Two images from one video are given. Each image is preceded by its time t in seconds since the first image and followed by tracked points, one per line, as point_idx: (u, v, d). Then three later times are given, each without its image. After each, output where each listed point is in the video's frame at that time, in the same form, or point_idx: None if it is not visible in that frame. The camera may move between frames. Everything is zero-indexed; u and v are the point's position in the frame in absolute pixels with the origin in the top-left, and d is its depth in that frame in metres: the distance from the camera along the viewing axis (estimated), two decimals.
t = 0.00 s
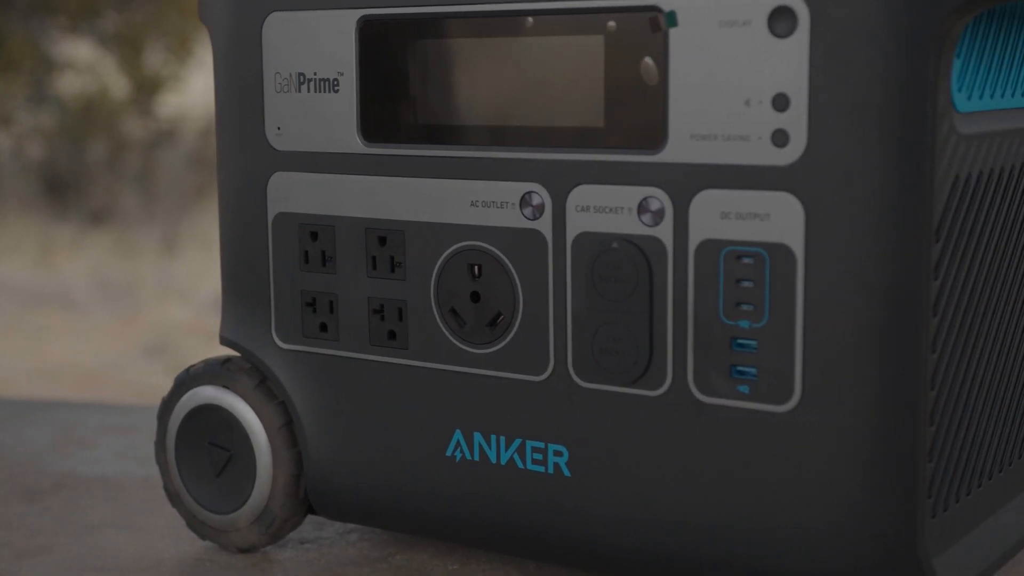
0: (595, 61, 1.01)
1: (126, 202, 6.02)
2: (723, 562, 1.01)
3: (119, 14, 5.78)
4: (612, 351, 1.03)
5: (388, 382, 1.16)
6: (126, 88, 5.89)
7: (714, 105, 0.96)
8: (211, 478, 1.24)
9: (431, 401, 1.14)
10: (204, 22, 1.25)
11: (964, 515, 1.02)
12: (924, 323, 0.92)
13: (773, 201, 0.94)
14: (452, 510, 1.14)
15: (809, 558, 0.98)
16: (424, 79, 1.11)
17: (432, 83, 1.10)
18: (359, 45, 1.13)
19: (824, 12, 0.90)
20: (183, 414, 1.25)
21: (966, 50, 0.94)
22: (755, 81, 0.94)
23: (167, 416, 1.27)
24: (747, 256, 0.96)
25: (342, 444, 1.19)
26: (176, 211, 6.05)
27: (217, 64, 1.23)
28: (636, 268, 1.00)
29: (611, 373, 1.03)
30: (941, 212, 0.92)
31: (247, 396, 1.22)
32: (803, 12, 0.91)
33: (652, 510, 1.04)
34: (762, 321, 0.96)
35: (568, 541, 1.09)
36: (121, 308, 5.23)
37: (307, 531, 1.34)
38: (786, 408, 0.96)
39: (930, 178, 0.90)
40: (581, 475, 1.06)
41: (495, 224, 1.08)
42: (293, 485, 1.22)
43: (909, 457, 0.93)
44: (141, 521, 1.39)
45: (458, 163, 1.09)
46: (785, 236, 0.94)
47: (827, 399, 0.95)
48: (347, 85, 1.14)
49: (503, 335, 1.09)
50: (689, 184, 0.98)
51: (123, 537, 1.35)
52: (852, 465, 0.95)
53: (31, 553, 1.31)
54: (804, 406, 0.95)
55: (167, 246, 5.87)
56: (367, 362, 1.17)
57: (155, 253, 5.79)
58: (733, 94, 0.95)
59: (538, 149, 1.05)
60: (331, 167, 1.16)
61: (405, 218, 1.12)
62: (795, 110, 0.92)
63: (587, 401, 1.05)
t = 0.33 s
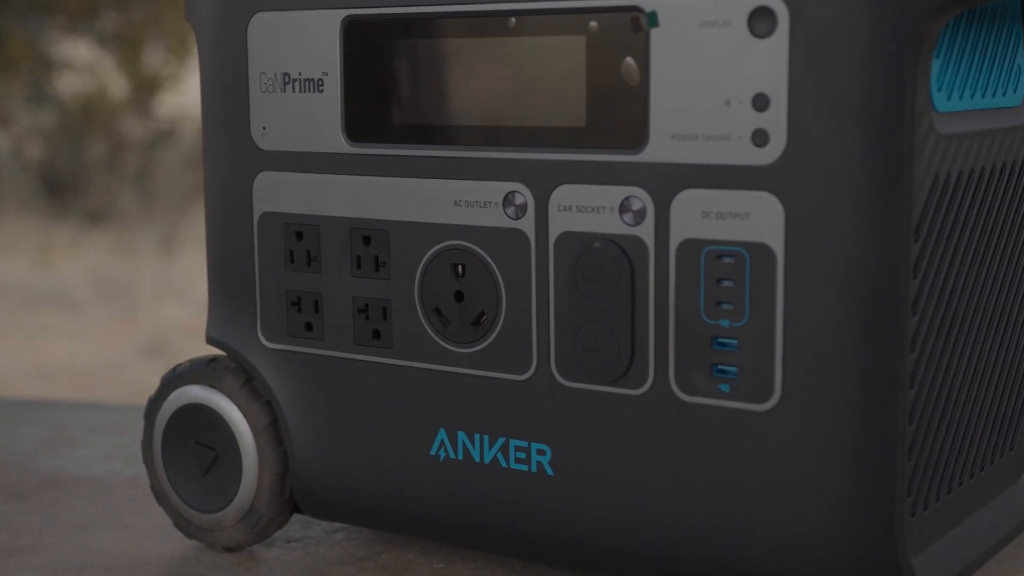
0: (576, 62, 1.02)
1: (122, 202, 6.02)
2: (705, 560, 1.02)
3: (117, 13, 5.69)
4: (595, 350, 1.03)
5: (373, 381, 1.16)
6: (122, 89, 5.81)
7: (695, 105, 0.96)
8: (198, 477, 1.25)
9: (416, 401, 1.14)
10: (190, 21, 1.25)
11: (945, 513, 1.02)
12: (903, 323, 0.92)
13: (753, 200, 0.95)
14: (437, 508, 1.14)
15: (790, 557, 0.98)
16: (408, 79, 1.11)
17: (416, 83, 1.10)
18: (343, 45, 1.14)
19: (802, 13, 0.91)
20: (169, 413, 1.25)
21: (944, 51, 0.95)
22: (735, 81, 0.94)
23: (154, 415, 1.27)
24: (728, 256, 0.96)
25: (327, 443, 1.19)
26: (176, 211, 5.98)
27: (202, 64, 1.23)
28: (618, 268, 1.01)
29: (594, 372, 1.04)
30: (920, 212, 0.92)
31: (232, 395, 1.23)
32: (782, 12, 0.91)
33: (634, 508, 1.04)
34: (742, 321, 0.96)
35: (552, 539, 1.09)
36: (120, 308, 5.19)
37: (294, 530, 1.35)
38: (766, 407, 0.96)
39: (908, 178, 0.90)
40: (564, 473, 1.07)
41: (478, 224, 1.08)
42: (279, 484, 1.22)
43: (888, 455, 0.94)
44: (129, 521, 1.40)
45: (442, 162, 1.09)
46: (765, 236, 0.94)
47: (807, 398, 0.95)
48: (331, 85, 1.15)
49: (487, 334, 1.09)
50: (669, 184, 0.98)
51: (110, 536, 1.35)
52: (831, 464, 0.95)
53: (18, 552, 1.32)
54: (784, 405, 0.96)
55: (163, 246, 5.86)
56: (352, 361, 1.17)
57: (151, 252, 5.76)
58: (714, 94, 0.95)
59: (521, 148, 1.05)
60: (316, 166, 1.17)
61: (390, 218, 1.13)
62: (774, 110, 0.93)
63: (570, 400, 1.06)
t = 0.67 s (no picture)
0: (560, 63, 1.02)
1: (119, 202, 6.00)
2: (688, 558, 1.02)
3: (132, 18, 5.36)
4: (578, 350, 1.03)
5: (358, 381, 1.16)
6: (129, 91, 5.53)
7: (677, 106, 0.96)
8: (185, 476, 1.25)
9: (402, 400, 1.14)
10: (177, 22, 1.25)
11: (927, 512, 1.03)
12: (883, 323, 0.92)
13: (735, 200, 0.95)
14: (423, 508, 1.15)
15: (770, 555, 0.98)
16: (393, 80, 1.11)
17: (402, 83, 1.11)
18: (328, 45, 1.14)
19: (781, 14, 0.91)
20: (157, 413, 1.26)
21: (926, 52, 0.95)
22: (717, 81, 0.94)
23: (141, 415, 1.27)
24: (710, 255, 0.97)
25: (313, 442, 1.20)
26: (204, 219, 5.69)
27: (189, 65, 1.23)
28: (602, 267, 1.01)
29: (577, 372, 1.04)
30: (900, 213, 0.93)
31: (219, 395, 1.23)
32: (762, 13, 0.92)
33: (617, 507, 1.04)
34: (724, 320, 0.97)
35: (537, 538, 1.09)
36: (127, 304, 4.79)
37: (282, 529, 1.35)
38: (748, 406, 0.97)
39: (888, 178, 0.91)
40: (548, 472, 1.07)
41: (463, 224, 1.08)
42: (265, 484, 1.23)
43: (868, 455, 0.94)
44: (117, 520, 1.40)
45: (428, 162, 1.09)
46: (746, 235, 0.95)
47: (787, 398, 0.95)
48: (317, 85, 1.15)
49: (471, 334, 1.09)
50: (652, 184, 0.98)
51: (98, 536, 1.35)
52: (812, 463, 0.95)
53: (5, 551, 1.32)
54: (765, 404, 0.96)
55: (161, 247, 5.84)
56: (338, 361, 1.17)
57: (152, 253, 5.11)
58: (695, 95, 0.95)
59: (506, 148, 1.05)
60: (302, 166, 1.17)
61: (375, 218, 1.13)
62: (755, 111, 0.93)
63: (553, 399, 1.06)
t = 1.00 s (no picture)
0: (540, 64, 1.02)
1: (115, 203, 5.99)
2: (667, 556, 1.02)
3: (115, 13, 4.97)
4: (558, 349, 1.04)
5: (341, 380, 1.17)
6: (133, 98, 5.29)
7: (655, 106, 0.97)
8: (169, 476, 1.25)
9: (384, 400, 1.14)
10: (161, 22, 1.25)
11: (905, 510, 1.03)
12: (860, 323, 0.93)
13: (713, 201, 0.95)
14: (406, 507, 1.15)
15: (749, 553, 0.99)
16: (375, 80, 1.11)
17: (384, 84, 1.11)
18: (310, 46, 1.14)
19: (757, 15, 0.92)
20: (141, 412, 1.26)
21: (903, 52, 0.96)
22: (694, 82, 0.95)
23: (126, 414, 1.28)
24: (688, 255, 0.97)
25: (296, 442, 1.20)
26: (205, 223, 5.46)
27: (173, 65, 1.23)
28: (582, 267, 1.01)
29: (557, 371, 1.04)
30: (877, 212, 0.93)
31: (203, 394, 1.23)
32: (739, 13, 0.92)
33: (598, 506, 1.05)
34: (702, 319, 0.97)
35: (519, 537, 1.09)
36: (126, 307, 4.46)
37: (267, 529, 1.35)
38: (726, 405, 0.97)
39: (864, 178, 0.91)
40: (529, 471, 1.07)
41: (444, 224, 1.09)
42: (249, 483, 1.23)
43: (845, 454, 0.95)
44: (103, 520, 1.40)
45: (410, 163, 1.10)
46: (724, 235, 0.95)
47: (765, 397, 0.96)
48: (299, 85, 1.15)
49: (452, 333, 1.10)
50: (631, 184, 0.99)
51: (83, 536, 1.35)
52: (789, 462, 0.96)
53: None
54: (742, 403, 0.97)
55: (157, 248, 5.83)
56: (320, 360, 1.18)
57: (151, 252, 4.84)
58: (673, 95, 0.96)
59: (486, 148, 1.06)
60: (285, 167, 1.17)
61: (357, 218, 1.13)
62: (732, 111, 0.94)
63: (534, 399, 1.06)
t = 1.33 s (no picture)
0: (517, 64, 1.03)
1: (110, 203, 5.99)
2: (642, 553, 1.03)
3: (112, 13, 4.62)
4: (535, 348, 1.04)
5: (321, 380, 1.17)
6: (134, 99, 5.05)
7: (631, 106, 0.97)
8: (151, 474, 1.25)
9: (364, 399, 1.15)
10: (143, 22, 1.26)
11: (881, 508, 1.04)
12: (833, 322, 0.93)
13: (687, 200, 0.96)
14: (385, 505, 1.15)
15: (723, 551, 0.99)
16: (354, 80, 1.12)
17: (363, 84, 1.11)
18: (290, 46, 1.15)
19: (728, 16, 0.92)
20: (124, 411, 1.26)
21: (877, 52, 0.96)
22: (669, 82, 0.95)
23: (109, 413, 1.28)
24: (663, 254, 0.97)
25: (277, 441, 1.20)
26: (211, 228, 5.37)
27: (154, 66, 1.24)
28: (558, 266, 1.02)
29: (534, 370, 1.05)
30: (850, 212, 0.94)
31: (184, 393, 1.23)
32: (712, 13, 0.93)
33: (574, 504, 1.05)
34: (677, 318, 0.98)
35: (497, 536, 1.10)
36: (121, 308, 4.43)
37: (250, 528, 1.35)
38: (701, 404, 0.98)
39: (836, 177, 0.91)
40: (507, 470, 1.08)
41: (423, 224, 1.09)
42: (230, 482, 1.23)
43: (818, 452, 0.95)
44: (87, 520, 1.40)
45: (389, 163, 1.10)
46: (698, 234, 0.96)
47: (738, 395, 0.96)
48: (279, 86, 1.16)
49: (431, 333, 1.10)
50: (606, 184, 0.99)
51: (66, 535, 1.35)
52: (762, 460, 0.96)
53: None
54: (715, 401, 0.97)
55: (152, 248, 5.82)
56: (301, 360, 1.18)
57: (147, 252, 4.79)
58: (648, 95, 0.96)
59: (464, 149, 1.06)
60: (265, 167, 1.18)
61: (337, 218, 1.14)
62: (706, 111, 0.94)
63: (511, 397, 1.07)
